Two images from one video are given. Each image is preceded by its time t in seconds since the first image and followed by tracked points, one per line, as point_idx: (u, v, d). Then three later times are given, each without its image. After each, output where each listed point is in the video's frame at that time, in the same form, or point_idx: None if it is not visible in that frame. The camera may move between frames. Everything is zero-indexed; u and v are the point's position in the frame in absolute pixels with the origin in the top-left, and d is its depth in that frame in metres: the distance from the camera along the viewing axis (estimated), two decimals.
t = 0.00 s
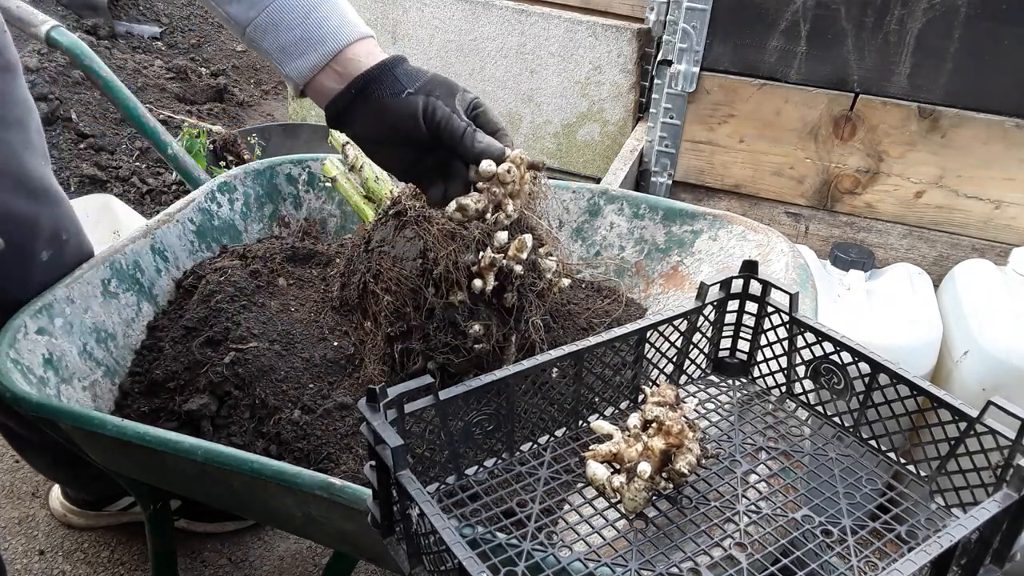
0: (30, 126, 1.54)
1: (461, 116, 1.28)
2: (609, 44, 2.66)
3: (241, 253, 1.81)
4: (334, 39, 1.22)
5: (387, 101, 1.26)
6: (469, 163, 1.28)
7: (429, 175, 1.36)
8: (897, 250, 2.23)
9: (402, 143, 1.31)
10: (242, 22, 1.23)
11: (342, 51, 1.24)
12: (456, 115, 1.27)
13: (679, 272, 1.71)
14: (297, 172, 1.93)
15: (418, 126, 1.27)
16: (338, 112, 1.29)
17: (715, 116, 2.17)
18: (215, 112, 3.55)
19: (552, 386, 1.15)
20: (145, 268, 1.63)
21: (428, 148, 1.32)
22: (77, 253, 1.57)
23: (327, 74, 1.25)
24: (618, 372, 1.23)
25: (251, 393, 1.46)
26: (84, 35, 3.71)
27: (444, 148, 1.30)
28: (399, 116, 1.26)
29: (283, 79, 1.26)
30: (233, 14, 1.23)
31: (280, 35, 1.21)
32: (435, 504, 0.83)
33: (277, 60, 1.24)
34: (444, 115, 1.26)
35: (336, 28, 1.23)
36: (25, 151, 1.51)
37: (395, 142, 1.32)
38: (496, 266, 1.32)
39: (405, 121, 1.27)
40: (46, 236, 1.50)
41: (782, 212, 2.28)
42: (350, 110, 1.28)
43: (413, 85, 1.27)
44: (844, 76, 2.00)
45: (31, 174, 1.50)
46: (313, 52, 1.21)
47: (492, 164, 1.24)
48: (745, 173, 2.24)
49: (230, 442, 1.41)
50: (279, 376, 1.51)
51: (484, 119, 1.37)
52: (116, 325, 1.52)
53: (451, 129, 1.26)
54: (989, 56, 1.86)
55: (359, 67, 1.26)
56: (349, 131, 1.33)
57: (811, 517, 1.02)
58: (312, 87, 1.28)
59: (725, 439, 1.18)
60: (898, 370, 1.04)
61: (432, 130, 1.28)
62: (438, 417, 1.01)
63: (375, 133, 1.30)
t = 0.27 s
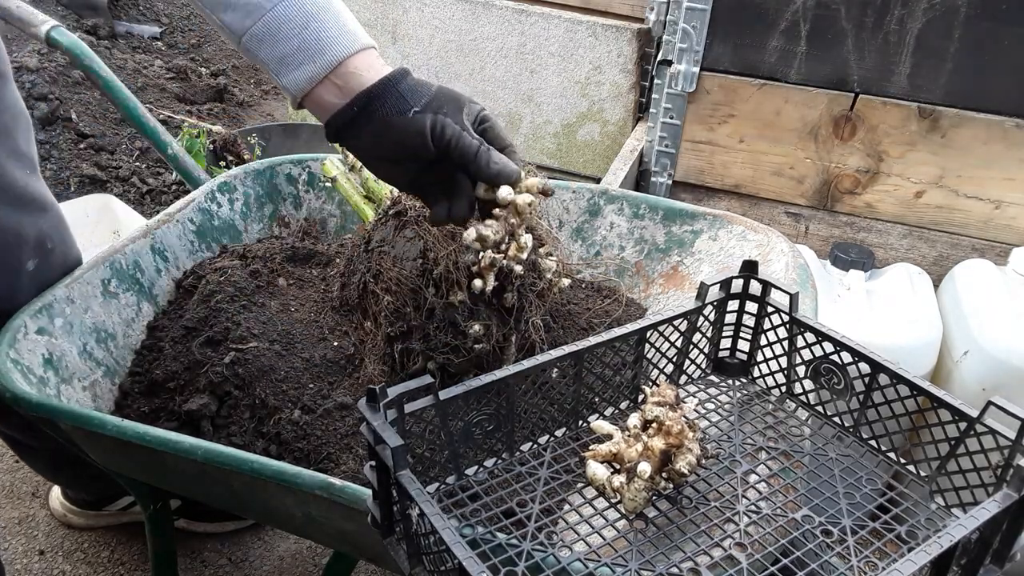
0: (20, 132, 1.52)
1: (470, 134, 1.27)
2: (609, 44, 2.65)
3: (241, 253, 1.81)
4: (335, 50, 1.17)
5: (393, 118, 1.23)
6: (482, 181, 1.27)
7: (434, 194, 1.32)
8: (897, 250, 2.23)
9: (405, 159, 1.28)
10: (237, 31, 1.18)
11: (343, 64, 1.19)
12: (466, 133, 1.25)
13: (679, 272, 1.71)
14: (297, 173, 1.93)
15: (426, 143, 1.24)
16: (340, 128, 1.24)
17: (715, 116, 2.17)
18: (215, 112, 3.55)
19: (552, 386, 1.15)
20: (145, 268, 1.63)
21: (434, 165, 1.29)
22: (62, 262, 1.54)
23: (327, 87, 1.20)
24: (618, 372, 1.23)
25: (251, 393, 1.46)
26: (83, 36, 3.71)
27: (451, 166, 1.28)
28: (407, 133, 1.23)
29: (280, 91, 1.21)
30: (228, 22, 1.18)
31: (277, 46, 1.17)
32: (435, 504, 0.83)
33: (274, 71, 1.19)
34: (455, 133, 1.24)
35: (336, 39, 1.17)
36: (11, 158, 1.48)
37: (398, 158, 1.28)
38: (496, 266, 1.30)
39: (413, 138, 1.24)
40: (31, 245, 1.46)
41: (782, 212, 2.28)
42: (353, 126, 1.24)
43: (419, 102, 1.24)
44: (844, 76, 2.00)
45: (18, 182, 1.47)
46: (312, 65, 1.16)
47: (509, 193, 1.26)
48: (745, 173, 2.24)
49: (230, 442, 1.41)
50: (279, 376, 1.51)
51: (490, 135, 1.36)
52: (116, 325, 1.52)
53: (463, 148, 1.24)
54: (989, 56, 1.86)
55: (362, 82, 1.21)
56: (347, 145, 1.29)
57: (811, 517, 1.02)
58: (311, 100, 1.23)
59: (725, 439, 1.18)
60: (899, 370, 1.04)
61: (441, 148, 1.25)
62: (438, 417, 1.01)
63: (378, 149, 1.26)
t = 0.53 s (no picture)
0: (13, 141, 1.51)
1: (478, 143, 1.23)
2: (609, 44, 2.65)
3: (241, 253, 1.81)
4: (336, 58, 1.08)
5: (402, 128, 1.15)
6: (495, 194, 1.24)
7: (444, 203, 1.27)
8: (897, 250, 2.23)
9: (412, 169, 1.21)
10: (232, 38, 1.09)
11: (347, 71, 1.10)
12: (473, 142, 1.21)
13: (679, 272, 1.71)
14: (297, 173, 1.93)
15: (436, 152, 1.18)
16: (345, 139, 1.15)
17: (715, 116, 2.17)
18: (215, 112, 3.55)
19: (552, 386, 1.15)
20: (146, 269, 1.63)
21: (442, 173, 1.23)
22: (57, 268, 1.53)
23: (331, 95, 1.11)
24: (618, 372, 1.23)
25: (251, 393, 1.46)
26: (83, 36, 3.71)
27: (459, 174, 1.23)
28: (419, 143, 1.17)
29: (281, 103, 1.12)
30: (223, 29, 1.09)
31: (276, 53, 1.08)
32: (435, 503, 0.83)
33: (274, 82, 1.10)
34: (465, 141, 1.19)
35: (337, 44, 1.08)
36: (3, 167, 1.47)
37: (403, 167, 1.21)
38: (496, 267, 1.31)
39: (423, 148, 1.17)
40: (24, 253, 1.45)
41: (782, 212, 2.28)
42: (360, 137, 1.15)
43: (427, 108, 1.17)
44: (844, 76, 2.00)
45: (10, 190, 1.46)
46: (314, 71, 1.08)
47: (515, 216, 1.26)
48: (745, 173, 2.24)
49: (230, 442, 1.41)
50: (279, 376, 1.51)
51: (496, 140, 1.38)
52: (116, 325, 1.52)
53: (474, 156, 1.20)
54: (989, 56, 1.86)
55: (367, 89, 1.12)
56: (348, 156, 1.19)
57: (811, 517, 1.02)
58: (313, 112, 1.14)
59: (725, 439, 1.18)
60: (899, 370, 1.04)
61: (450, 157, 1.20)
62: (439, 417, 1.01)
63: (386, 160, 1.18)
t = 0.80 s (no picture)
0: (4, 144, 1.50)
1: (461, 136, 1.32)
2: (609, 44, 2.65)
3: (241, 253, 1.81)
4: (320, 53, 1.20)
5: (384, 109, 1.25)
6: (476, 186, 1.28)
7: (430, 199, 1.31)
8: (897, 250, 2.23)
9: (395, 156, 1.29)
10: (218, 32, 1.19)
11: (333, 64, 1.22)
12: (457, 127, 1.30)
13: (679, 272, 1.71)
14: (297, 172, 1.93)
15: (417, 133, 1.27)
16: (329, 122, 1.24)
17: (715, 116, 2.17)
18: (215, 112, 3.55)
19: (552, 386, 1.15)
20: (145, 269, 1.63)
21: (425, 161, 1.30)
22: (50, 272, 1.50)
23: (318, 85, 1.23)
24: (618, 372, 1.23)
25: (251, 393, 1.46)
26: (83, 35, 3.71)
27: (443, 162, 1.30)
28: (401, 123, 1.25)
29: (265, 94, 1.23)
30: (209, 23, 1.19)
31: (262, 47, 1.19)
32: (435, 504, 0.83)
33: (258, 75, 1.21)
34: (447, 124, 1.28)
35: (325, 41, 1.21)
36: None
37: (387, 155, 1.29)
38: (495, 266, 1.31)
39: (406, 129, 1.26)
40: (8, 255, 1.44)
41: (782, 212, 2.28)
42: (344, 119, 1.25)
43: (410, 93, 1.28)
44: (844, 76, 2.00)
45: None
46: (301, 65, 1.19)
47: (486, 214, 1.27)
48: (745, 173, 2.24)
49: (230, 442, 1.41)
50: (279, 376, 1.51)
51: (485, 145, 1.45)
52: (116, 325, 1.52)
53: (456, 140, 1.28)
54: (990, 56, 1.86)
55: (352, 77, 1.24)
56: (332, 145, 1.29)
57: (811, 517, 1.02)
58: (297, 102, 1.25)
59: (725, 439, 1.18)
60: (899, 370, 1.04)
61: (433, 140, 1.29)
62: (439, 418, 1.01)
63: (369, 142, 1.27)
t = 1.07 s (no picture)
0: None
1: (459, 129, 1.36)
2: (609, 44, 2.65)
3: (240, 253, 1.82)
4: (307, 44, 1.37)
5: (380, 100, 1.35)
6: (469, 172, 1.32)
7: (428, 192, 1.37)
8: (897, 250, 2.23)
9: (392, 146, 1.36)
10: (216, 23, 1.37)
11: (325, 56, 1.39)
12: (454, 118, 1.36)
13: (679, 272, 1.71)
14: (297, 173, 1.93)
15: (413, 120, 1.34)
16: (325, 111, 1.37)
17: (715, 116, 2.17)
18: (215, 111, 3.55)
19: (552, 386, 1.15)
20: (145, 268, 1.63)
21: (418, 151, 1.37)
22: (48, 270, 1.52)
23: (312, 76, 1.39)
24: (618, 372, 1.23)
25: (251, 393, 1.46)
26: (83, 35, 3.71)
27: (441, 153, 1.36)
28: (395, 114, 1.34)
29: (259, 83, 1.40)
30: (204, 15, 1.36)
31: (254, 38, 1.36)
32: (435, 504, 0.83)
33: (251, 64, 1.38)
34: (443, 116, 1.34)
35: (316, 34, 1.38)
36: None
37: (381, 146, 1.37)
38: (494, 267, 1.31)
39: (402, 121, 1.34)
40: (13, 254, 1.45)
41: (782, 212, 2.28)
42: (340, 109, 1.36)
43: (408, 89, 1.38)
44: (844, 76, 2.00)
45: None
46: (289, 56, 1.36)
47: (492, 193, 1.30)
48: (745, 173, 2.24)
49: (230, 442, 1.41)
50: (279, 376, 1.51)
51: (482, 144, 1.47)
52: (116, 325, 1.52)
53: (452, 131, 1.33)
54: (990, 56, 1.86)
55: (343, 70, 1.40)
56: (330, 137, 1.40)
57: (811, 517, 1.02)
58: (289, 91, 1.41)
59: (725, 439, 1.18)
60: (899, 370, 1.04)
61: (430, 132, 1.34)
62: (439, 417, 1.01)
63: (364, 134, 1.36)
